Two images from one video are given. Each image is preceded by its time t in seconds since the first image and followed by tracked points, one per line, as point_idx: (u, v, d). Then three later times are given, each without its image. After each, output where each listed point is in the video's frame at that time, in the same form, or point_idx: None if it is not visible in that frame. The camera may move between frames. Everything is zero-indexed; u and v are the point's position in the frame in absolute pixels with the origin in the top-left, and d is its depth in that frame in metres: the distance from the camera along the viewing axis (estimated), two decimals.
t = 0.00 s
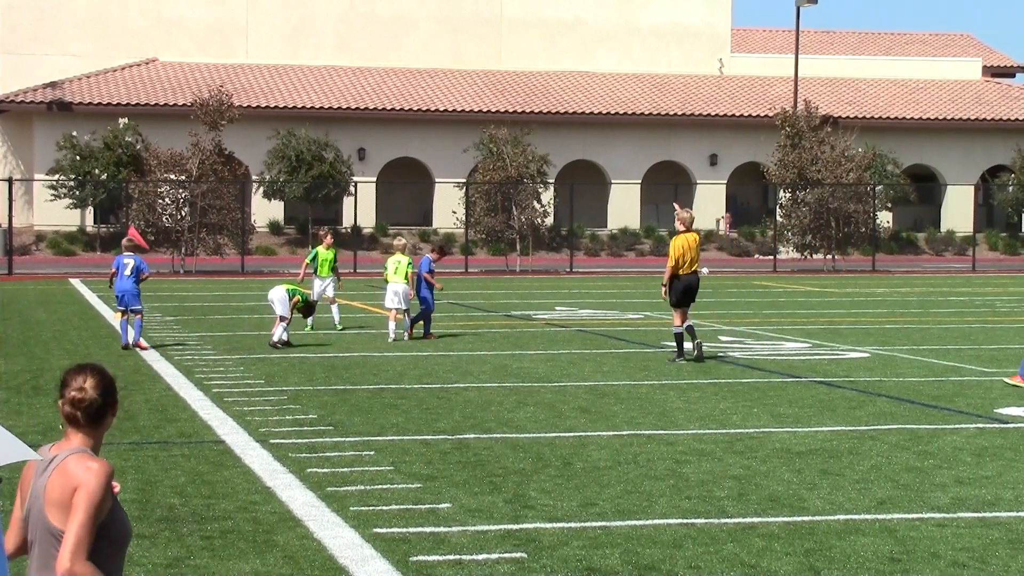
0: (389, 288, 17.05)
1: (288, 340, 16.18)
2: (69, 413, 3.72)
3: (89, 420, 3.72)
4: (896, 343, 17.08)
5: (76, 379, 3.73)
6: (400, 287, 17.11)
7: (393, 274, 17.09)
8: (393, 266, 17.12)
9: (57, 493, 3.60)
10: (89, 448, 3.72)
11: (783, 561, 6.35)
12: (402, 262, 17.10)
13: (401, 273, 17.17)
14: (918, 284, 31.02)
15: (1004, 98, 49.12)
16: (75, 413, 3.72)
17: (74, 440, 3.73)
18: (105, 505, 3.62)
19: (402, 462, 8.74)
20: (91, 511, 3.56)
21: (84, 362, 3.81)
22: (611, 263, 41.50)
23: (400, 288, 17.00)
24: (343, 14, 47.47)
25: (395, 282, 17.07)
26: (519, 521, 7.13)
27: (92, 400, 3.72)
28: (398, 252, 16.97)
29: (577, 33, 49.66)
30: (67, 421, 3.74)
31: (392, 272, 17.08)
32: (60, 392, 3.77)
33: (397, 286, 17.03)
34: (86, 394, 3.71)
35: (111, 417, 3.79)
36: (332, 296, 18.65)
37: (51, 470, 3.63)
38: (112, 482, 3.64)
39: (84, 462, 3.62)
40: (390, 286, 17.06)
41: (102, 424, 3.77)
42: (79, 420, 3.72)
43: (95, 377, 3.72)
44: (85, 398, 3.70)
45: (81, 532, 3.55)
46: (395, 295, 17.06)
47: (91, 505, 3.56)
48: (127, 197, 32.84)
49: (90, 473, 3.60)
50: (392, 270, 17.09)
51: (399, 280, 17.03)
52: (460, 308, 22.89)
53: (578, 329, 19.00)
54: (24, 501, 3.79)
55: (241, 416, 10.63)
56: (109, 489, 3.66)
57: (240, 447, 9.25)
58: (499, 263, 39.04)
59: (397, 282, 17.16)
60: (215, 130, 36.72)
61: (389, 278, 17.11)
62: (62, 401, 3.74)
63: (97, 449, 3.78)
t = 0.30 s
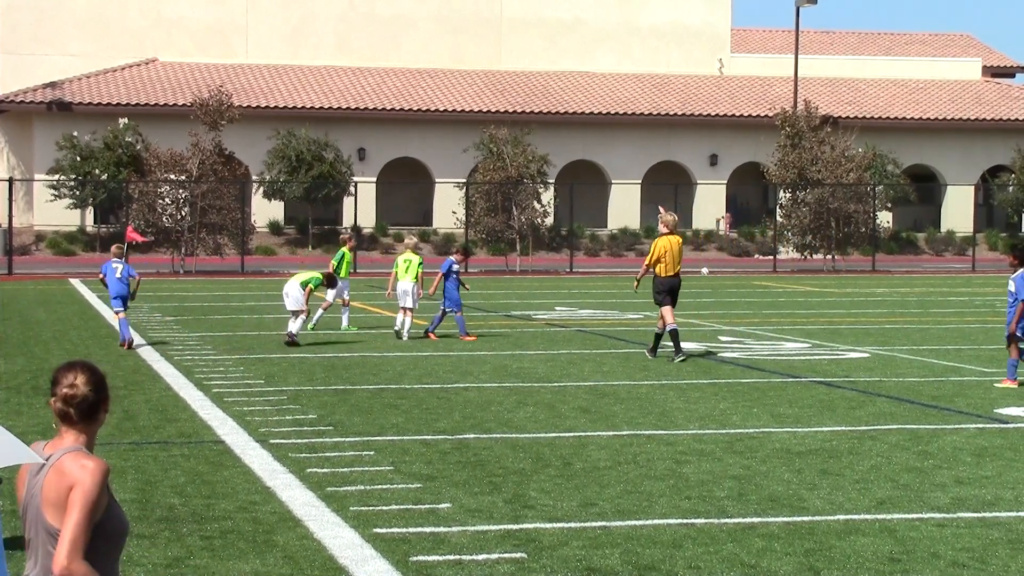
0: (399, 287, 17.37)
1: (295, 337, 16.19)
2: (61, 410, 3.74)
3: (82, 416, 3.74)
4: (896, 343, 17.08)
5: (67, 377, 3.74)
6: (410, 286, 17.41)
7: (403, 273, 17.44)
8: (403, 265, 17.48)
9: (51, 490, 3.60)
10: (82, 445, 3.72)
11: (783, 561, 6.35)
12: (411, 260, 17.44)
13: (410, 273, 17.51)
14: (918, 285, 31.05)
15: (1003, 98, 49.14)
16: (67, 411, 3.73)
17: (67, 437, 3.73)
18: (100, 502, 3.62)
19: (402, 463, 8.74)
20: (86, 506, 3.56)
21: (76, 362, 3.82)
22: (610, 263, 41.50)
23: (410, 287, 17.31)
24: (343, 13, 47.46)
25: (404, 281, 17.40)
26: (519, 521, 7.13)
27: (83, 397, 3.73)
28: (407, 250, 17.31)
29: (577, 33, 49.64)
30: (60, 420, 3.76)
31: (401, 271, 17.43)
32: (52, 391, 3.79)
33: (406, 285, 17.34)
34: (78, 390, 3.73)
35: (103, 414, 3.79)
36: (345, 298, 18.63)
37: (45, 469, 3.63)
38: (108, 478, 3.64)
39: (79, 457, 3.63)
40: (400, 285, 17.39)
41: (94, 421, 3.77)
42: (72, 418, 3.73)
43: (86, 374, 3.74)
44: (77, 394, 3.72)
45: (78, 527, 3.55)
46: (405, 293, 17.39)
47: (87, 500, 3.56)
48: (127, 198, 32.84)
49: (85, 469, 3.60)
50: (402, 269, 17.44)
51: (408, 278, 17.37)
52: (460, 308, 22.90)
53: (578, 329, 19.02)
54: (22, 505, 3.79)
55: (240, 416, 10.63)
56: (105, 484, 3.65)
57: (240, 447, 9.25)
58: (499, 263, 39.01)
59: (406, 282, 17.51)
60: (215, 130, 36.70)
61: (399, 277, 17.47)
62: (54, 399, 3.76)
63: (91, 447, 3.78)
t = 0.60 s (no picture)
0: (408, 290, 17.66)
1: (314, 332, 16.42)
2: (57, 409, 3.76)
3: (77, 415, 3.75)
4: (896, 343, 17.11)
5: (64, 376, 3.77)
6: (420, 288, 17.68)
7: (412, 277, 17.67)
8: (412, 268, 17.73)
9: (47, 489, 3.61)
10: (78, 444, 3.73)
11: (783, 561, 6.35)
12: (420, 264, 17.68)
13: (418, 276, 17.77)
14: (918, 285, 31.12)
15: (1004, 98, 49.15)
16: (63, 410, 3.75)
17: (62, 436, 3.75)
18: (96, 499, 3.62)
19: (403, 462, 8.74)
20: (81, 504, 3.56)
21: (74, 362, 3.85)
22: (611, 263, 41.51)
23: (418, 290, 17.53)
24: (343, 14, 47.46)
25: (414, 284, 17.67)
26: (519, 521, 7.13)
27: (78, 397, 3.75)
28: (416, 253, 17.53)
29: (577, 33, 49.63)
30: (57, 420, 3.77)
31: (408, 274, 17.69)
32: (49, 391, 3.81)
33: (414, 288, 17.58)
34: (73, 390, 3.75)
35: (99, 413, 3.81)
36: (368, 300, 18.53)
37: (42, 469, 3.64)
38: (103, 476, 3.65)
39: (74, 455, 3.64)
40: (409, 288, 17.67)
41: (90, 421, 3.79)
42: (66, 417, 3.75)
43: (82, 374, 3.77)
44: (72, 394, 3.74)
45: (74, 522, 3.55)
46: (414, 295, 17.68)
47: (83, 498, 3.57)
48: (127, 198, 32.85)
49: (79, 466, 3.60)
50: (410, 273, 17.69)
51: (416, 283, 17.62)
52: (461, 309, 22.92)
53: (579, 329, 19.04)
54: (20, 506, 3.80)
55: (241, 416, 10.64)
56: (100, 482, 3.66)
57: (240, 447, 9.25)
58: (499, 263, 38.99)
59: (414, 285, 17.77)
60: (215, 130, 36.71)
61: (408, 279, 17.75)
62: (50, 398, 3.78)
63: (87, 447, 3.79)
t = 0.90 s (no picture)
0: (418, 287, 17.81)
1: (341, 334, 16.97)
2: (52, 407, 3.77)
3: (70, 414, 3.76)
4: (897, 343, 17.15)
5: (59, 377, 3.79)
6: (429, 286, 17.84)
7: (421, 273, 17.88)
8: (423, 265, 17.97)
9: (43, 485, 3.62)
10: (75, 443, 3.74)
11: (783, 562, 6.35)
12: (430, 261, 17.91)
13: (429, 273, 17.94)
14: (917, 285, 31.24)
15: (1004, 98, 49.16)
16: (57, 411, 3.77)
17: (59, 435, 3.76)
18: (89, 497, 3.62)
19: (402, 463, 8.75)
20: (77, 496, 3.57)
21: (73, 363, 3.87)
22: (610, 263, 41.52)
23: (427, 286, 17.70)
24: (343, 14, 47.44)
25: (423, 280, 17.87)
26: (520, 521, 7.13)
27: (73, 396, 3.77)
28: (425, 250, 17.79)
29: (576, 33, 49.61)
30: (51, 420, 3.79)
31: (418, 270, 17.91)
32: (46, 391, 3.83)
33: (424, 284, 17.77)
34: (66, 389, 3.76)
35: (97, 412, 3.81)
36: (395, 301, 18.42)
37: (39, 466, 3.66)
38: (98, 475, 3.66)
39: (69, 454, 3.66)
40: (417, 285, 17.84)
41: (88, 419, 3.79)
42: (60, 415, 3.76)
43: (78, 373, 3.79)
44: (65, 393, 3.76)
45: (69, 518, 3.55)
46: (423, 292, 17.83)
47: (72, 493, 3.57)
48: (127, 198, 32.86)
49: (73, 461, 3.63)
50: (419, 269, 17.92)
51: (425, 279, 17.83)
52: (460, 309, 22.97)
53: (578, 329, 19.08)
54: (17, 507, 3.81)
55: (240, 416, 10.64)
56: (95, 481, 3.67)
57: (240, 447, 9.26)
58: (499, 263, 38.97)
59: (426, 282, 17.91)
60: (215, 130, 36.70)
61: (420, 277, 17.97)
62: (46, 397, 3.80)
63: (84, 447, 3.80)
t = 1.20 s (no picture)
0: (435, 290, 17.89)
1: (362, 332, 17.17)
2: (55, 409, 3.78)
3: (74, 417, 3.77)
4: (898, 344, 17.25)
5: (63, 377, 3.78)
6: (446, 288, 17.93)
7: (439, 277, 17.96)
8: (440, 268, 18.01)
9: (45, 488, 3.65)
10: (81, 445, 3.76)
11: (785, 563, 6.35)
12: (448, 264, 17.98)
13: (446, 276, 17.93)
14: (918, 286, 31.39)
15: (1006, 99, 49.17)
16: (61, 413, 3.78)
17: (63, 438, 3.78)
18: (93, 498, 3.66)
19: (405, 463, 8.77)
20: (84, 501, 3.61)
21: (77, 361, 3.87)
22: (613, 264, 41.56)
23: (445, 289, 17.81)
24: (344, 14, 47.44)
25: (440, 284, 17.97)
26: (522, 522, 7.14)
27: (76, 397, 3.77)
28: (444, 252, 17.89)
29: (578, 34, 49.60)
30: (56, 420, 3.80)
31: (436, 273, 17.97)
32: (50, 390, 3.83)
33: (441, 287, 17.86)
34: (70, 390, 3.76)
35: (101, 414, 3.82)
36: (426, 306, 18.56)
37: (42, 469, 3.69)
38: (100, 475, 3.70)
39: (72, 456, 3.69)
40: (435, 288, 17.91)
41: (92, 421, 3.80)
42: (64, 416, 3.77)
43: (82, 374, 3.78)
44: (69, 395, 3.76)
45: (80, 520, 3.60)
46: (440, 296, 17.90)
47: (75, 498, 3.63)
48: (129, 200, 32.91)
49: (77, 463, 3.67)
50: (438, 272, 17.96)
51: (443, 283, 17.89)
52: (463, 309, 23.11)
53: (580, 329, 19.19)
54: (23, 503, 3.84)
55: (243, 417, 10.68)
56: (96, 480, 3.72)
57: (244, 448, 9.29)
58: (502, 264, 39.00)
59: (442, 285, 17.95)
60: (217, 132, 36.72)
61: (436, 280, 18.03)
62: (50, 396, 3.81)
63: (90, 448, 3.82)
